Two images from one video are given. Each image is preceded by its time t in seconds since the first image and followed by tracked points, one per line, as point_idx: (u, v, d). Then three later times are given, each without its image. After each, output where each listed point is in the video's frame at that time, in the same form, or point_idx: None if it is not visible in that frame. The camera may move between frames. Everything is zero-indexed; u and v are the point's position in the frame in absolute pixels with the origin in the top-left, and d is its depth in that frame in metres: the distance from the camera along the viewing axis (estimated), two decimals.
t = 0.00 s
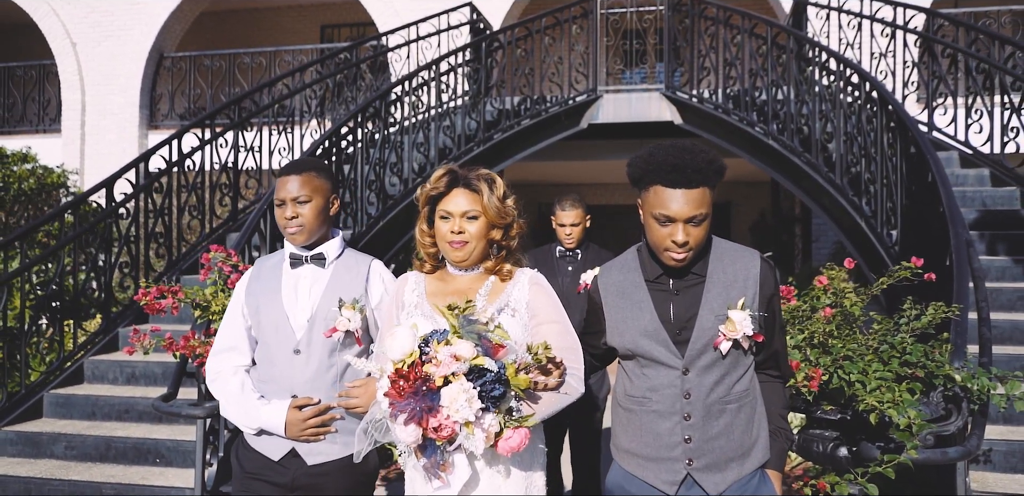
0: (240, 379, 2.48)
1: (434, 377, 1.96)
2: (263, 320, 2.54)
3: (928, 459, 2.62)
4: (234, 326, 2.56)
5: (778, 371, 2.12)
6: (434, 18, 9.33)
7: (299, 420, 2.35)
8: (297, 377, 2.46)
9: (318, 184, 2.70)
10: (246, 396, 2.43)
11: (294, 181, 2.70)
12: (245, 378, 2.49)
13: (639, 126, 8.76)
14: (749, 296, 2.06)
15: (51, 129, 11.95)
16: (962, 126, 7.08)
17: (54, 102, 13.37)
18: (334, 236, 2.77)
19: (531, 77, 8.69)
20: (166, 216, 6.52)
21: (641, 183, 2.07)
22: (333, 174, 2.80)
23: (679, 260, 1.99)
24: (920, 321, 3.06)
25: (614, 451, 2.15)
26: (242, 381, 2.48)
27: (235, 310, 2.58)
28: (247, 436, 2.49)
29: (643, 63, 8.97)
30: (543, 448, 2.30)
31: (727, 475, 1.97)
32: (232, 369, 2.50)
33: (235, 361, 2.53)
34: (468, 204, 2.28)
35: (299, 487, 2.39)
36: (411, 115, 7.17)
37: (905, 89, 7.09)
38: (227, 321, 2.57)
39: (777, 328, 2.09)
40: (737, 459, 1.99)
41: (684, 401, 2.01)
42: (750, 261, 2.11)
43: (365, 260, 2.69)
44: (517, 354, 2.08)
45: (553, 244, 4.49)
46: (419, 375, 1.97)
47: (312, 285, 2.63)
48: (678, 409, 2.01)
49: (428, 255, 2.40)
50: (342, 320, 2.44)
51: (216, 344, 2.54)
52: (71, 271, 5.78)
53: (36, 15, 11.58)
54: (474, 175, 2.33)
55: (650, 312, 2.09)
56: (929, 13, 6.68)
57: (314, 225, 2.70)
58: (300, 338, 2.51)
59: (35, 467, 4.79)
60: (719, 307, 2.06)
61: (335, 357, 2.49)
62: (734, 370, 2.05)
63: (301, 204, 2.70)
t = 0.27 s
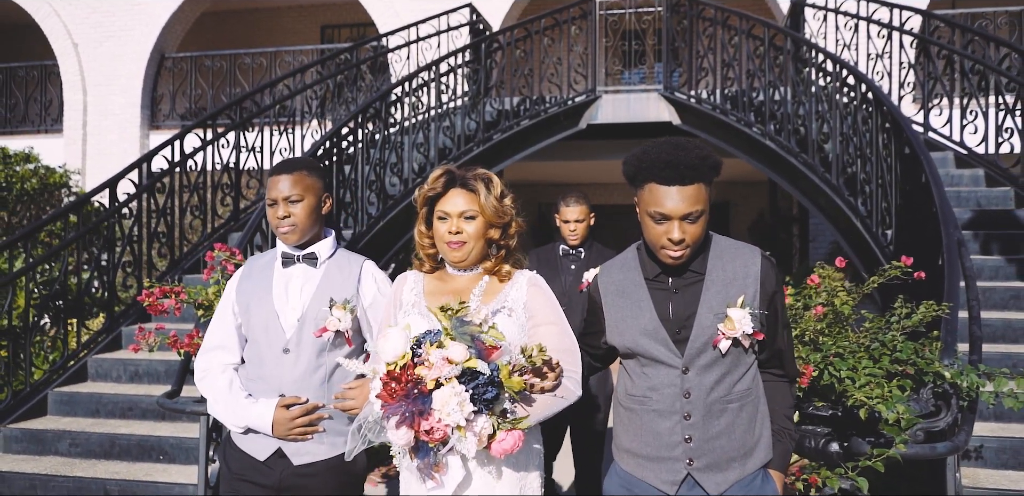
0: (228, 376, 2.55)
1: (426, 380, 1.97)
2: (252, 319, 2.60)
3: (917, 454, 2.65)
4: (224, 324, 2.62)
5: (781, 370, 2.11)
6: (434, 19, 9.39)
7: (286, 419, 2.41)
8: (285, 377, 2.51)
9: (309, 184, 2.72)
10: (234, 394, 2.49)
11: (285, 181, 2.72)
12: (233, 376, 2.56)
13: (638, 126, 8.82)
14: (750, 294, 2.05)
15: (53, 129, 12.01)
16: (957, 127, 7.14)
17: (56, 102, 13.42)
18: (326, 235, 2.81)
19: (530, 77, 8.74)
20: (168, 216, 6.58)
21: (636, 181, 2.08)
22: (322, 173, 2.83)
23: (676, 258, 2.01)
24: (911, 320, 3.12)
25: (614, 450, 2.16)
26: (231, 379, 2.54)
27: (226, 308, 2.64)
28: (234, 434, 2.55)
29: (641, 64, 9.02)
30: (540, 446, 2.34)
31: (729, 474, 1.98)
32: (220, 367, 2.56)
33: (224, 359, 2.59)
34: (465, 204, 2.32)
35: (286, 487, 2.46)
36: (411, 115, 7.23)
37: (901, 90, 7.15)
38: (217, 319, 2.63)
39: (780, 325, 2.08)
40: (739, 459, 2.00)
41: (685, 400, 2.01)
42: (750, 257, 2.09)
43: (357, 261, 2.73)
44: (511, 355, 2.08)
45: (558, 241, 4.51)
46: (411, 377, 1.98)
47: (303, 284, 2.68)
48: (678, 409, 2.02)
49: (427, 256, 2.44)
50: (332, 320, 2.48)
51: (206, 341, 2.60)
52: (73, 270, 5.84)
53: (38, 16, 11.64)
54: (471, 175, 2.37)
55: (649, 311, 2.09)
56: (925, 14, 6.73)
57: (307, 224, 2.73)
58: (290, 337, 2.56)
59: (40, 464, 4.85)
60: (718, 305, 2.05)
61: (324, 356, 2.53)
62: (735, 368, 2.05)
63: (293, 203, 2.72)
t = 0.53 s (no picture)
0: (221, 374, 2.60)
1: (424, 375, 2.03)
2: (246, 318, 2.66)
3: (906, 449, 2.71)
4: (218, 321, 2.68)
5: (779, 370, 2.14)
6: (434, 21, 9.46)
7: (275, 419, 2.45)
8: (277, 376, 2.56)
9: (306, 183, 2.78)
10: (224, 392, 2.54)
11: (283, 181, 2.78)
12: (226, 374, 2.61)
13: (637, 127, 8.88)
14: (744, 293, 2.09)
15: (56, 129, 12.08)
16: (954, 127, 7.19)
17: (58, 103, 13.50)
18: (322, 235, 2.87)
19: (529, 78, 8.81)
20: (172, 216, 6.65)
21: (631, 179, 2.12)
22: (319, 174, 2.89)
23: (669, 257, 2.03)
24: (901, 317, 3.20)
25: (609, 444, 2.21)
26: (222, 377, 2.59)
27: (221, 307, 2.70)
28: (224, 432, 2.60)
29: (640, 64, 9.08)
30: (535, 445, 2.36)
31: (721, 471, 2.02)
32: (213, 365, 2.62)
33: (217, 357, 2.64)
34: (464, 202, 2.35)
35: (273, 486, 2.50)
36: (412, 116, 7.29)
37: (898, 90, 7.20)
38: (211, 318, 2.69)
39: (776, 324, 2.12)
40: (732, 457, 2.03)
41: (678, 397, 2.06)
42: (746, 256, 2.13)
43: (353, 262, 2.77)
44: (509, 353, 2.14)
45: (557, 240, 4.56)
46: (409, 373, 2.04)
47: (298, 285, 2.74)
48: (672, 405, 2.06)
49: (427, 254, 2.49)
50: (325, 322, 2.53)
51: (200, 339, 2.66)
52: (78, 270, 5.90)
53: (41, 17, 11.72)
54: (470, 173, 2.41)
55: (645, 308, 2.13)
56: (921, 15, 6.78)
57: (303, 224, 2.79)
58: (283, 337, 2.61)
59: (47, 460, 4.93)
60: (713, 303, 2.09)
61: (315, 358, 2.58)
62: (730, 367, 2.08)
63: (290, 203, 2.78)
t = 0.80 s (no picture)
0: (226, 374, 2.62)
1: (430, 373, 2.06)
2: (252, 319, 2.66)
3: (904, 447, 2.73)
4: (224, 321, 2.69)
5: (780, 372, 2.10)
6: (441, 24, 9.54)
7: (278, 420, 2.46)
8: (281, 378, 2.57)
9: (312, 184, 2.80)
10: (229, 394, 2.56)
11: (288, 181, 2.81)
12: (232, 374, 2.63)
13: (642, 129, 8.94)
14: (743, 295, 2.07)
15: (67, 132, 12.21)
16: (957, 128, 7.23)
17: (69, 105, 13.64)
18: (328, 237, 2.88)
19: (535, 81, 8.88)
20: (182, 218, 6.74)
21: (626, 184, 2.09)
22: (325, 174, 2.91)
23: (665, 260, 2.03)
24: (901, 318, 3.26)
25: (609, 443, 2.21)
26: (228, 378, 2.61)
27: (226, 307, 2.70)
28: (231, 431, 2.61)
29: (645, 67, 9.14)
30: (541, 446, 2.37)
31: (718, 472, 2.02)
32: (219, 365, 2.63)
33: (222, 356, 2.66)
34: (468, 203, 2.40)
35: (279, 484, 2.50)
36: (419, 118, 7.37)
37: (902, 93, 7.23)
38: (218, 317, 2.69)
39: (777, 326, 2.09)
40: (730, 457, 2.03)
41: (676, 398, 2.06)
42: (745, 258, 2.11)
43: (358, 264, 2.78)
44: (514, 352, 2.16)
45: (563, 241, 4.61)
46: (415, 370, 2.07)
47: (304, 286, 2.73)
48: (669, 406, 2.06)
49: (432, 254, 2.54)
50: (330, 324, 2.52)
51: (205, 338, 2.67)
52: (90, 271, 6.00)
53: (52, 20, 11.84)
54: (474, 175, 2.45)
55: (643, 309, 2.13)
56: (924, 18, 6.82)
57: (308, 225, 2.81)
58: (287, 338, 2.61)
59: (62, 457, 5.03)
60: (711, 306, 2.08)
61: (318, 360, 2.59)
62: (729, 369, 2.07)
63: (295, 203, 2.80)
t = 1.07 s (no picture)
0: (248, 372, 2.67)
1: (451, 374, 2.09)
2: (273, 317, 2.71)
3: (915, 445, 2.77)
4: (245, 319, 2.73)
5: (788, 376, 2.11)
6: (459, 26, 9.64)
7: (299, 418, 2.51)
8: (301, 375, 2.62)
9: (330, 184, 2.83)
10: (251, 390, 2.61)
11: (307, 181, 2.84)
12: (254, 372, 2.67)
13: (658, 130, 8.98)
14: (749, 299, 2.08)
15: (90, 134, 12.41)
16: (975, 129, 7.22)
17: (93, 108, 13.87)
18: (346, 236, 2.90)
19: (552, 83, 8.95)
20: (205, 218, 6.87)
21: (632, 187, 2.13)
22: (345, 174, 2.94)
23: (670, 263, 2.06)
24: (913, 318, 3.29)
25: (617, 445, 2.25)
26: (249, 375, 2.66)
27: (247, 305, 2.75)
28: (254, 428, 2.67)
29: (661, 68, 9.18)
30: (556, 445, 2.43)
31: (723, 475, 2.03)
32: (241, 363, 2.68)
33: (244, 354, 2.71)
34: (483, 202, 2.43)
35: (299, 479, 2.57)
36: (437, 120, 7.47)
37: (919, 93, 7.23)
38: (239, 316, 2.74)
39: (784, 330, 2.11)
40: (735, 460, 2.04)
41: (681, 400, 2.08)
42: (753, 262, 2.12)
43: (376, 263, 2.82)
44: (533, 353, 2.19)
45: (574, 242, 4.68)
46: (435, 371, 2.10)
47: (323, 285, 2.79)
48: (675, 407, 2.08)
49: (447, 253, 2.55)
50: (349, 323, 2.58)
51: (228, 337, 2.72)
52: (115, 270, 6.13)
53: (76, 24, 12.07)
54: (490, 174, 2.48)
55: (650, 311, 2.15)
56: (941, 18, 6.82)
57: (327, 224, 2.84)
58: (306, 336, 2.67)
59: (90, 452, 5.16)
60: (716, 308, 2.10)
61: (337, 357, 2.65)
62: (735, 372, 2.09)
63: (314, 202, 2.83)
